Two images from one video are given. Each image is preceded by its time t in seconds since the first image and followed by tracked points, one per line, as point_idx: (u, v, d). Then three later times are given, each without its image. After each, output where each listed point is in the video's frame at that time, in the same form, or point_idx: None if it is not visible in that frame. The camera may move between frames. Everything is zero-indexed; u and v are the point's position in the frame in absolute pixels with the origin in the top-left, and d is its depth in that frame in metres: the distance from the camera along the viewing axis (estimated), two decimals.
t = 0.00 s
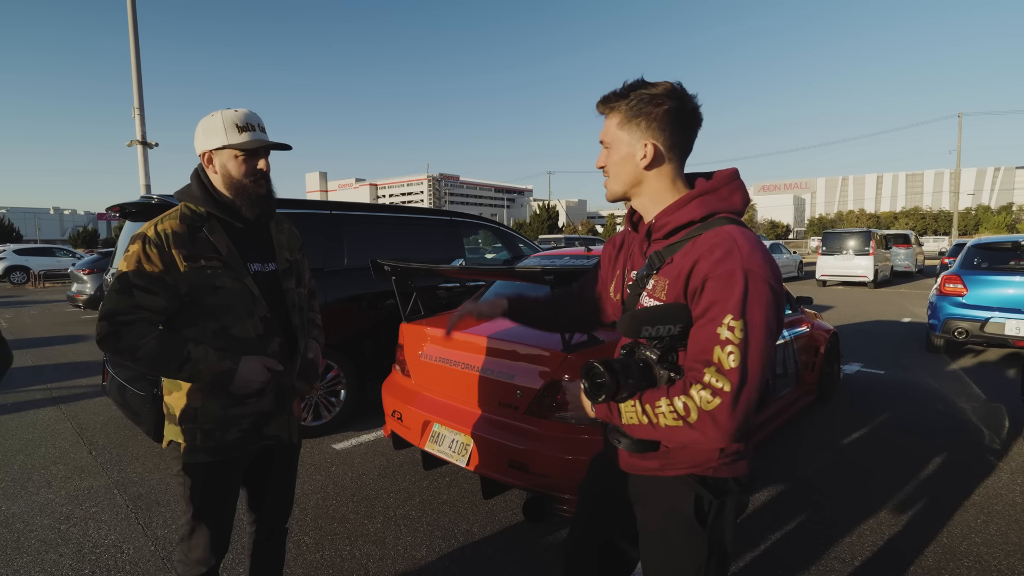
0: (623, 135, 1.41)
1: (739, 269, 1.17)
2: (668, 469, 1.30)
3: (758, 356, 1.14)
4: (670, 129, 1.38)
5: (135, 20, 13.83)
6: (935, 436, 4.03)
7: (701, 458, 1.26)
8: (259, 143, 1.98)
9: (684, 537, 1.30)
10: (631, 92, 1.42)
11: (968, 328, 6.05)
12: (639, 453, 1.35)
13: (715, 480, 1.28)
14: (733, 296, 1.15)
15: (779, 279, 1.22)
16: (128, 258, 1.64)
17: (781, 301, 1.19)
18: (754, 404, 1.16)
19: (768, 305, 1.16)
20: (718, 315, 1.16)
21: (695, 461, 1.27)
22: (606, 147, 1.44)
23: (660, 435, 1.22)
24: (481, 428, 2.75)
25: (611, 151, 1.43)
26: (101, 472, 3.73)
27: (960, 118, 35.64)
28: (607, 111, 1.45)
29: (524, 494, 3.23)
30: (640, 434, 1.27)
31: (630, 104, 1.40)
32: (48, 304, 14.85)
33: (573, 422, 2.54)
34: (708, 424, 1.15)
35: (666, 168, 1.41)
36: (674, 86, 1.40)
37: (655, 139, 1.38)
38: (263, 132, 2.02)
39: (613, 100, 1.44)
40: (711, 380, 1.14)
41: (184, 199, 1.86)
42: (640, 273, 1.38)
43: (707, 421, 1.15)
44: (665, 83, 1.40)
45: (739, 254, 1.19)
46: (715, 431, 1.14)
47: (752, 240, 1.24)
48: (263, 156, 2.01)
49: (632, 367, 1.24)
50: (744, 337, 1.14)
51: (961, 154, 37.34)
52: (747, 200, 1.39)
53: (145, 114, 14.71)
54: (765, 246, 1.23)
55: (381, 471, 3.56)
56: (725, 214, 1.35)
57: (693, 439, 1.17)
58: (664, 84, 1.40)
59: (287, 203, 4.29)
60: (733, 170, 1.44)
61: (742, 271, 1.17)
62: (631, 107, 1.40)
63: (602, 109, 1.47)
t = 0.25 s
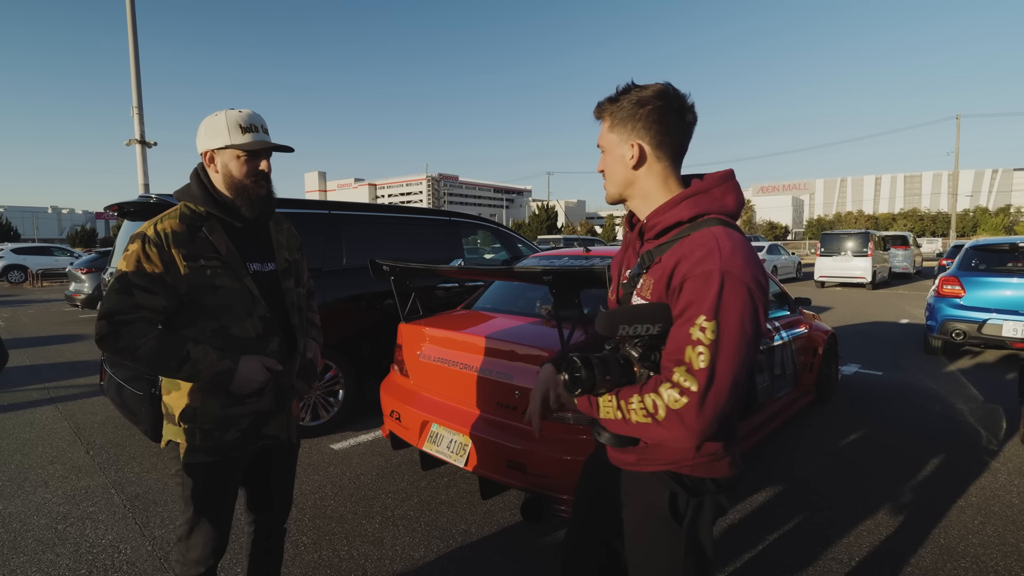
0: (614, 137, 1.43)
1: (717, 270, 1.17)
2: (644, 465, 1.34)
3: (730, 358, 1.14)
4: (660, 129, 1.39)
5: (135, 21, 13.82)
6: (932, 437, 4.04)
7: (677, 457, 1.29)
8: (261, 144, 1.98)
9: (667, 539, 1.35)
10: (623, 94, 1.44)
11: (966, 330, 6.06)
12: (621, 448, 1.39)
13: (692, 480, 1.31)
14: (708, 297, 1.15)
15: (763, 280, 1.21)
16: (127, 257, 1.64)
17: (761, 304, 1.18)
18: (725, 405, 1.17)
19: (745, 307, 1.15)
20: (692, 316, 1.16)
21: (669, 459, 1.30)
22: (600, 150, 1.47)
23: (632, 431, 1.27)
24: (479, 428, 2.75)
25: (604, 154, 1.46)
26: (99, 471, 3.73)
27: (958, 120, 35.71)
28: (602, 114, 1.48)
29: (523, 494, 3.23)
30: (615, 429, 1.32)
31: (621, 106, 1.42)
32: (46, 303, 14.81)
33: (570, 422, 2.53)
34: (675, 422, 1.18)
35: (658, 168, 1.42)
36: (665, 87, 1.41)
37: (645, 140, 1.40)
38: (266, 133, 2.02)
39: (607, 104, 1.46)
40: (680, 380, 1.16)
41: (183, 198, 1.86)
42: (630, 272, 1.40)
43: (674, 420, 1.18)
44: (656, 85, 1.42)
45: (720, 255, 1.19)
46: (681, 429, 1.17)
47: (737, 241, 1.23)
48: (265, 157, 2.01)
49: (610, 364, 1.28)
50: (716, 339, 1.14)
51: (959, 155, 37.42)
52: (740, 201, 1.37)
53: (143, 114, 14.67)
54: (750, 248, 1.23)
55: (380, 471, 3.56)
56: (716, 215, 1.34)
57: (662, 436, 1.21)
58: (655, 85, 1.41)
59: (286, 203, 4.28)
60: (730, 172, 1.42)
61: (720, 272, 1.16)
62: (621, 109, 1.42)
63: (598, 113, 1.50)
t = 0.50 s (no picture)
0: (612, 138, 1.46)
1: (680, 270, 1.21)
2: (620, 460, 1.38)
3: (684, 357, 1.17)
4: (655, 129, 1.40)
5: (135, 22, 13.83)
6: (930, 437, 4.04)
7: (649, 454, 1.33)
8: (265, 146, 1.98)
9: (641, 536, 1.36)
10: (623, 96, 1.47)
11: (964, 331, 6.07)
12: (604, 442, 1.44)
13: (669, 479, 1.34)
14: (667, 295, 1.20)
15: (735, 285, 1.22)
16: (128, 257, 1.64)
17: (726, 307, 1.20)
18: (676, 404, 1.20)
19: (704, 308, 1.18)
20: (652, 312, 1.21)
21: (643, 456, 1.34)
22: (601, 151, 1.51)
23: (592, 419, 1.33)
24: (479, 428, 2.75)
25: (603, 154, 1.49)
26: (97, 472, 3.72)
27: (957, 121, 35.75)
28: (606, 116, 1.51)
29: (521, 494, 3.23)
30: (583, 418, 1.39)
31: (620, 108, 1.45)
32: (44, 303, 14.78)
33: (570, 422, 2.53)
34: (625, 414, 1.23)
35: (654, 169, 1.43)
36: (665, 88, 1.42)
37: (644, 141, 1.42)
38: (270, 135, 2.02)
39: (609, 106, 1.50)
40: (633, 373, 1.21)
41: (185, 198, 1.86)
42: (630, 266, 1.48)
43: (624, 411, 1.23)
44: (656, 86, 1.43)
45: (687, 256, 1.23)
46: (630, 421, 1.22)
47: (711, 244, 1.25)
48: (268, 159, 2.01)
49: (581, 352, 1.38)
50: (671, 336, 1.18)
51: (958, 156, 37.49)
52: (732, 204, 1.36)
53: (142, 113, 14.65)
54: (724, 251, 1.24)
55: (378, 471, 3.56)
56: (704, 216, 1.34)
57: (615, 426, 1.27)
58: (654, 87, 1.42)
59: (285, 204, 4.28)
60: (728, 177, 1.42)
61: (682, 272, 1.21)
62: (618, 110, 1.45)
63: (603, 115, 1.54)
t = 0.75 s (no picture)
0: (604, 139, 1.49)
1: (653, 269, 1.22)
2: (609, 458, 1.41)
3: (656, 355, 1.18)
4: (644, 130, 1.42)
5: (133, 22, 13.81)
6: (928, 437, 4.05)
7: (636, 452, 1.36)
8: (268, 147, 1.98)
9: (632, 535, 1.38)
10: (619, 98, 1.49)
11: (963, 330, 6.08)
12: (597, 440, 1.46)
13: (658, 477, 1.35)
14: (638, 294, 1.21)
15: (709, 283, 1.21)
16: (129, 257, 1.64)
17: (699, 305, 1.19)
18: (650, 401, 1.21)
19: (675, 306, 1.18)
20: (626, 311, 1.23)
21: (631, 454, 1.37)
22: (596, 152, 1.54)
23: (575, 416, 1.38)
24: (479, 428, 2.76)
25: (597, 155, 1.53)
26: (96, 472, 3.72)
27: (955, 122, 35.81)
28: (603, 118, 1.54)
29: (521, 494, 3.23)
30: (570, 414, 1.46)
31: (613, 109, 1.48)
32: (43, 304, 14.75)
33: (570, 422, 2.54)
34: (601, 410, 1.26)
35: (642, 170, 1.44)
36: (658, 90, 1.43)
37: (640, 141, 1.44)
38: (273, 136, 2.02)
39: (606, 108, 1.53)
40: (607, 370, 1.24)
41: (187, 199, 1.86)
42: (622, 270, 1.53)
43: (600, 407, 1.26)
44: (650, 88, 1.44)
45: (661, 254, 1.24)
46: (606, 417, 1.25)
47: (686, 242, 1.25)
48: (270, 160, 2.01)
49: (567, 351, 1.49)
50: (642, 334, 1.19)
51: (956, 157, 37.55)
52: (715, 204, 1.35)
53: (141, 114, 14.64)
54: (700, 249, 1.24)
55: (378, 472, 3.56)
56: (687, 216, 1.34)
57: (595, 423, 1.30)
58: (648, 89, 1.44)
59: (285, 204, 4.28)
60: (716, 177, 1.41)
61: (654, 271, 1.22)
62: (611, 111, 1.47)
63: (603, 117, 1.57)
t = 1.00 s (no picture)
0: (603, 140, 1.50)
1: (648, 269, 1.23)
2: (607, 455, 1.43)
3: (651, 354, 1.19)
4: (642, 131, 1.42)
5: (132, 22, 13.80)
6: (927, 437, 4.06)
7: (633, 450, 1.37)
8: (271, 148, 1.99)
9: (629, 531, 1.39)
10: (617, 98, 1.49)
11: (961, 330, 6.09)
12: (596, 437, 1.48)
13: (654, 474, 1.36)
14: (633, 294, 1.22)
15: (704, 282, 1.22)
16: (133, 257, 1.65)
17: (693, 305, 1.20)
18: (646, 400, 1.21)
19: (670, 305, 1.19)
20: (622, 311, 1.24)
21: (627, 450, 1.38)
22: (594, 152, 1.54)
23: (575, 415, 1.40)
24: (479, 428, 2.76)
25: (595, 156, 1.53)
26: (96, 473, 3.72)
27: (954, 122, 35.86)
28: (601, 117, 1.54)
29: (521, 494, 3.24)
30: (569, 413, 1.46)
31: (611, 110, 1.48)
32: (42, 305, 14.74)
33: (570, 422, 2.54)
34: (599, 409, 1.28)
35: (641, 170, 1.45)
36: (654, 92, 1.43)
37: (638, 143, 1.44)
38: (276, 136, 2.02)
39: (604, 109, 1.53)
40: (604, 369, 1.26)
41: (188, 199, 1.87)
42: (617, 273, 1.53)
43: (598, 406, 1.28)
44: (647, 90, 1.44)
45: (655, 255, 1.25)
46: (603, 416, 1.27)
47: (680, 242, 1.26)
48: (273, 160, 2.02)
49: (566, 350, 1.50)
50: (637, 334, 1.21)
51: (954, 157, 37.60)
52: (710, 202, 1.35)
53: (140, 115, 14.64)
54: (694, 249, 1.24)
55: (378, 472, 3.57)
56: (681, 216, 1.34)
57: (594, 422, 1.31)
58: (644, 90, 1.44)
59: (284, 205, 4.29)
60: (711, 177, 1.41)
61: (649, 271, 1.23)
62: (610, 113, 1.48)
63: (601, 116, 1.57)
